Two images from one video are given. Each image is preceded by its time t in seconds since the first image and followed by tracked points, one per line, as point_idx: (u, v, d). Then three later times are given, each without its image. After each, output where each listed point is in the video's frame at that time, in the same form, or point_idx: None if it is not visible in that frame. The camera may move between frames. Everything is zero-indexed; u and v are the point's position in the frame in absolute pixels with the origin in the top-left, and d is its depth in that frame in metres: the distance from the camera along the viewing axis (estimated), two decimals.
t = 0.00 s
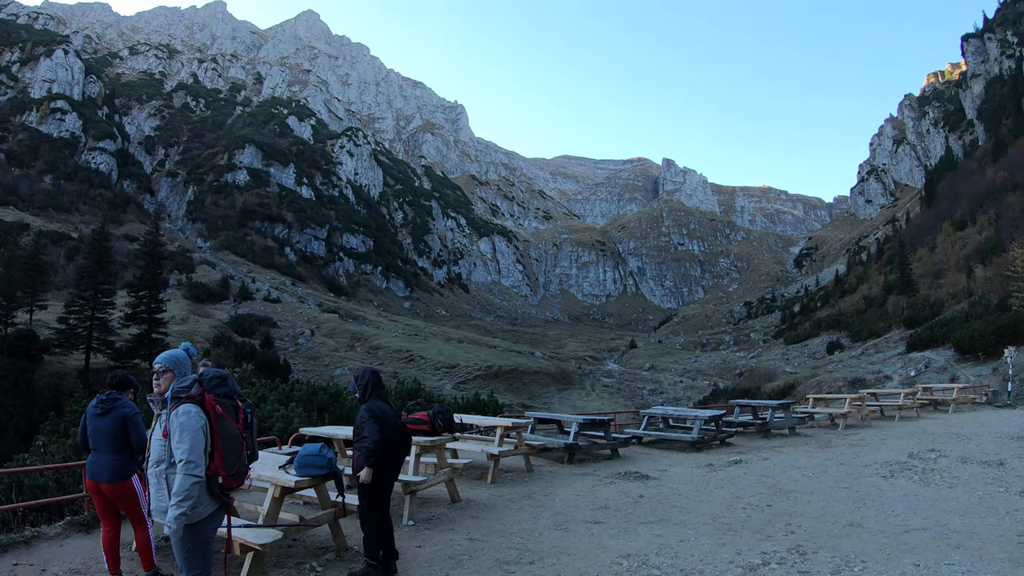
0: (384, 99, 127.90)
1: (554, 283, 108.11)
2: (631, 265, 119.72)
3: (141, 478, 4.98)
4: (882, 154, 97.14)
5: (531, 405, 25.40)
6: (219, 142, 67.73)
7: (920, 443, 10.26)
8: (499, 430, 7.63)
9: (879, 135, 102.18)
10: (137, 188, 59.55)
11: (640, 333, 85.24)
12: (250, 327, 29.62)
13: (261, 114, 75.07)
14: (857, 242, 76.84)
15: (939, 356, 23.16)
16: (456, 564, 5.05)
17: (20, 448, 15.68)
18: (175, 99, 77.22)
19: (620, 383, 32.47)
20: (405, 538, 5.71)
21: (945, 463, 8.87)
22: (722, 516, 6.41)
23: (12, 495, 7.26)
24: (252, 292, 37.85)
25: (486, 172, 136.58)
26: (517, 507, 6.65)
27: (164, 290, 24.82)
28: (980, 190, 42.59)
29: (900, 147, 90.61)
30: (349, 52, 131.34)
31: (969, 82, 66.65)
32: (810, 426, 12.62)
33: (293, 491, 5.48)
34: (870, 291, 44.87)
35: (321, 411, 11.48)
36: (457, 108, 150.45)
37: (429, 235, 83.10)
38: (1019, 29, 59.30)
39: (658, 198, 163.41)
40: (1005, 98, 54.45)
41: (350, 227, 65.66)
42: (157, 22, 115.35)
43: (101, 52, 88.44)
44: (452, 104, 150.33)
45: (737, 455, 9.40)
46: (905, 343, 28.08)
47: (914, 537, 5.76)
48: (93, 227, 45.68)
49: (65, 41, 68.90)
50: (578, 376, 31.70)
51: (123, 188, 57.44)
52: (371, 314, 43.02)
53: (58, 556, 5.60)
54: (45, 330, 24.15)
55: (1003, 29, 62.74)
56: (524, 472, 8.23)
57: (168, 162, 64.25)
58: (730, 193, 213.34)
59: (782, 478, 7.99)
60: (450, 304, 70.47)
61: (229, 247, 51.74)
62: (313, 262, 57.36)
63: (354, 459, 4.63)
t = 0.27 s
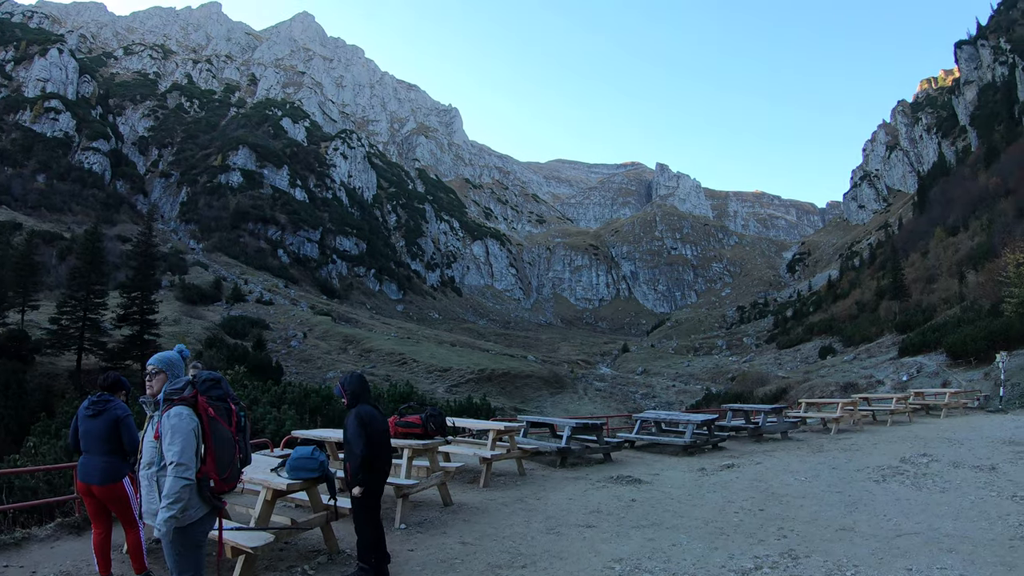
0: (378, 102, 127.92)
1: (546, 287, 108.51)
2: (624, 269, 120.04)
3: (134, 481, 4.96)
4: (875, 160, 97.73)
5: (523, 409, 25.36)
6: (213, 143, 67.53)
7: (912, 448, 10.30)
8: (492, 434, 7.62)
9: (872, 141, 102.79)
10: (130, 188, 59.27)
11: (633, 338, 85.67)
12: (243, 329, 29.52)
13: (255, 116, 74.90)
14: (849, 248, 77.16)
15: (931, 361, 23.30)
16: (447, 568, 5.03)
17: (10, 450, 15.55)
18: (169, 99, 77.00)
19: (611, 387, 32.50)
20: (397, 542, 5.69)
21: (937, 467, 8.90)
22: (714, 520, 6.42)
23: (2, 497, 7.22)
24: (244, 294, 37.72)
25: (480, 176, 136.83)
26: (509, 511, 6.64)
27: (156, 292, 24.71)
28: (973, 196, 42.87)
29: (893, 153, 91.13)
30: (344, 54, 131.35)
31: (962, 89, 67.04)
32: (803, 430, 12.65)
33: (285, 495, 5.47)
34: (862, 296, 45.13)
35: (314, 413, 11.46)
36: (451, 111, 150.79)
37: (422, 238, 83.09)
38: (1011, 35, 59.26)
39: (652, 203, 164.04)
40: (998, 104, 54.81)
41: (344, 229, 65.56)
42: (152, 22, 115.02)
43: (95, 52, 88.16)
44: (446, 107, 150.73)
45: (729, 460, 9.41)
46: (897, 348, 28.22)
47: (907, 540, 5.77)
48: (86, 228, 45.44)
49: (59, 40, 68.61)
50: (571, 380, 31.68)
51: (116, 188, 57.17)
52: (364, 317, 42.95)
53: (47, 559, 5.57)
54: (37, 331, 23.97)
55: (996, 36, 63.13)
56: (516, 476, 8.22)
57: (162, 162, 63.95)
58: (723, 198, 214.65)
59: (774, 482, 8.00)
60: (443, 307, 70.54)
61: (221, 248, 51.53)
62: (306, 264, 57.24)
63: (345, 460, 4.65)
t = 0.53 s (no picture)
0: (368, 102, 127.66)
1: (534, 289, 108.99)
2: (612, 271, 121.04)
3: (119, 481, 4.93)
4: (862, 165, 98.70)
5: (510, 410, 25.36)
6: (201, 142, 67.07)
7: (897, 450, 10.37)
8: (478, 436, 7.60)
9: (859, 146, 103.71)
10: (117, 186, 58.78)
11: (621, 340, 86.26)
12: (229, 329, 29.33)
13: (244, 114, 74.42)
14: (836, 252, 77.79)
15: (917, 364, 23.61)
16: (433, 570, 5.02)
17: None
18: (157, 97, 76.41)
19: (597, 389, 32.55)
20: (382, 543, 5.68)
21: (921, 470, 8.98)
22: (701, 522, 6.44)
23: None
24: (231, 294, 37.47)
25: (468, 177, 137.00)
26: (495, 513, 6.63)
27: (143, 291, 24.51)
28: (958, 201, 43.34)
29: (880, 158, 91.98)
30: (333, 54, 130.87)
31: (949, 95, 67.70)
32: (789, 432, 12.72)
33: (271, 495, 5.43)
34: (848, 299, 45.54)
35: (300, 414, 11.39)
36: (440, 112, 150.96)
37: (410, 239, 82.97)
38: (998, 42, 59.67)
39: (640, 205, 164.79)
40: (985, 111, 55.42)
41: (331, 229, 65.35)
42: (141, 19, 114.08)
43: (83, 49, 87.36)
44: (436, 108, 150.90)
45: (715, 462, 9.45)
46: (883, 351, 28.46)
47: (893, 542, 5.81)
48: (72, 225, 45.00)
49: (46, 36, 67.89)
50: (557, 381, 31.69)
51: (103, 186, 56.67)
52: (351, 317, 42.83)
53: (30, 559, 5.52)
54: (20, 330, 23.70)
55: (983, 43, 63.70)
56: (502, 478, 8.22)
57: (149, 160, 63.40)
58: (711, 202, 216.33)
59: (760, 484, 8.03)
60: (430, 308, 70.64)
61: (208, 247, 51.20)
62: (294, 264, 56.99)
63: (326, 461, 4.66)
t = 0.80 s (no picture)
0: (353, 100, 127.24)
1: (517, 289, 110.25)
2: (595, 272, 123.60)
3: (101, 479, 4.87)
4: (846, 169, 100.03)
5: (491, 410, 25.39)
6: (186, 137, 66.43)
7: (878, 451, 10.49)
8: (461, 435, 7.59)
9: (843, 150, 104.91)
10: (100, 181, 58.12)
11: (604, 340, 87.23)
12: (211, 326, 29.07)
13: (228, 110, 73.77)
14: (818, 254, 78.66)
15: (899, 366, 24.15)
16: (416, 569, 5.01)
17: None
18: (141, 92, 75.59)
19: (579, 389, 32.67)
20: (365, 543, 5.65)
21: (903, 471, 9.07)
22: (684, 522, 6.47)
23: None
24: (213, 291, 37.15)
25: (451, 176, 137.22)
26: (477, 512, 6.63)
27: (125, 287, 24.23)
28: (940, 206, 43.95)
29: (864, 162, 93.14)
30: (319, 51, 130.15)
31: (933, 100, 68.55)
32: (770, 433, 12.83)
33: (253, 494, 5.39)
34: (830, 302, 46.03)
35: (281, 413, 11.33)
36: (425, 111, 151.01)
37: (393, 238, 82.82)
38: (982, 49, 60.35)
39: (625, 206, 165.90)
40: (968, 117, 56.15)
41: (314, 227, 65.12)
42: (126, 12, 112.74)
43: (67, 42, 86.30)
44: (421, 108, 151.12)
45: (698, 463, 9.51)
46: (864, 354, 28.86)
47: (873, 543, 5.88)
48: (53, 221, 44.44)
49: (28, 28, 66.92)
50: (540, 381, 31.74)
51: (85, 181, 56.01)
52: (333, 316, 42.68)
53: (10, 558, 5.47)
54: None
55: (967, 50, 64.41)
56: (485, 478, 8.21)
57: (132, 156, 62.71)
58: (694, 204, 218.71)
59: (742, 485, 8.09)
60: (413, 307, 70.76)
61: (191, 244, 50.74)
62: (277, 261, 56.72)
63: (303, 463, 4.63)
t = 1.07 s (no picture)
0: (337, 96, 126.62)
1: (500, 287, 111.72)
2: (578, 271, 126.10)
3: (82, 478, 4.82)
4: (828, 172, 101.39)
5: (473, 409, 25.43)
6: (169, 132, 65.71)
7: (858, 452, 10.60)
8: (443, 434, 7.58)
9: (826, 153, 106.12)
10: (82, 175, 57.40)
11: (586, 339, 88.06)
12: (193, 323, 28.79)
13: (212, 105, 73.06)
14: (801, 256, 79.47)
15: (879, 367, 24.64)
16: (398, 569, 4.99)
17: None
18: (125, 85, 74.67)
19: (560, 388, 32.78)
20: (346, 542, 5.63)
21: (884, 472, 9.16)
22: (666, 522, 6.50)
23: None
24: (195, 287, 36.81)
25: (435, 174, 137.49)
26: (459, 511, 6.64)
27: (106, 283, 23.93)
28: (922, 210, 44.53)
29: (847, 166, 94.31)
30: (305, 46, 129.26)
31: (916, 105, 69.38)
32: (752, 433, 12.93)
33: (234, 493, 5.35)
34: (812, 303, 46.50)
35: (262, 410, 11.26)
36: (410, 108, 150.80)
37: (376, 235, 82.63)
38: (965, 55, 61.11)
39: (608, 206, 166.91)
40: (951, 122, 56.87)
41: (297, 224, 64.85)
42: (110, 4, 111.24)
43: (50, 33, 85.13)
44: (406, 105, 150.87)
45: (680, 462, 9.57)
46: (845, 356, 29.19)
47: (854, 543, 5.94)
48: (34, 214, 43.82)
49: (10, 18, 65.86)
50: (522, 380, 31.81)
51: (68, 175, 55.28)
52: (316, 313, 42.49)
53: None
54: None
55: (951, 55, 65.18)
56: (467, 476, 8.21)
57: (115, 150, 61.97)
58: (678, 205, 220.94)
59: (724, 485, 8.15)
60: (396, 305, 70.81)
61: (173, 239, 50.25)
62: (258, 258, 56.39)
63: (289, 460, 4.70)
